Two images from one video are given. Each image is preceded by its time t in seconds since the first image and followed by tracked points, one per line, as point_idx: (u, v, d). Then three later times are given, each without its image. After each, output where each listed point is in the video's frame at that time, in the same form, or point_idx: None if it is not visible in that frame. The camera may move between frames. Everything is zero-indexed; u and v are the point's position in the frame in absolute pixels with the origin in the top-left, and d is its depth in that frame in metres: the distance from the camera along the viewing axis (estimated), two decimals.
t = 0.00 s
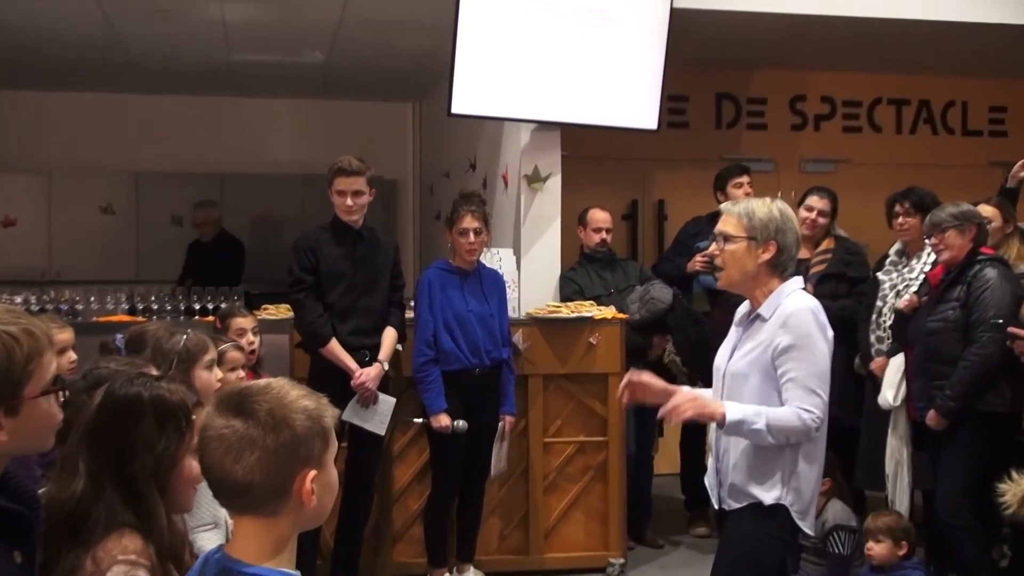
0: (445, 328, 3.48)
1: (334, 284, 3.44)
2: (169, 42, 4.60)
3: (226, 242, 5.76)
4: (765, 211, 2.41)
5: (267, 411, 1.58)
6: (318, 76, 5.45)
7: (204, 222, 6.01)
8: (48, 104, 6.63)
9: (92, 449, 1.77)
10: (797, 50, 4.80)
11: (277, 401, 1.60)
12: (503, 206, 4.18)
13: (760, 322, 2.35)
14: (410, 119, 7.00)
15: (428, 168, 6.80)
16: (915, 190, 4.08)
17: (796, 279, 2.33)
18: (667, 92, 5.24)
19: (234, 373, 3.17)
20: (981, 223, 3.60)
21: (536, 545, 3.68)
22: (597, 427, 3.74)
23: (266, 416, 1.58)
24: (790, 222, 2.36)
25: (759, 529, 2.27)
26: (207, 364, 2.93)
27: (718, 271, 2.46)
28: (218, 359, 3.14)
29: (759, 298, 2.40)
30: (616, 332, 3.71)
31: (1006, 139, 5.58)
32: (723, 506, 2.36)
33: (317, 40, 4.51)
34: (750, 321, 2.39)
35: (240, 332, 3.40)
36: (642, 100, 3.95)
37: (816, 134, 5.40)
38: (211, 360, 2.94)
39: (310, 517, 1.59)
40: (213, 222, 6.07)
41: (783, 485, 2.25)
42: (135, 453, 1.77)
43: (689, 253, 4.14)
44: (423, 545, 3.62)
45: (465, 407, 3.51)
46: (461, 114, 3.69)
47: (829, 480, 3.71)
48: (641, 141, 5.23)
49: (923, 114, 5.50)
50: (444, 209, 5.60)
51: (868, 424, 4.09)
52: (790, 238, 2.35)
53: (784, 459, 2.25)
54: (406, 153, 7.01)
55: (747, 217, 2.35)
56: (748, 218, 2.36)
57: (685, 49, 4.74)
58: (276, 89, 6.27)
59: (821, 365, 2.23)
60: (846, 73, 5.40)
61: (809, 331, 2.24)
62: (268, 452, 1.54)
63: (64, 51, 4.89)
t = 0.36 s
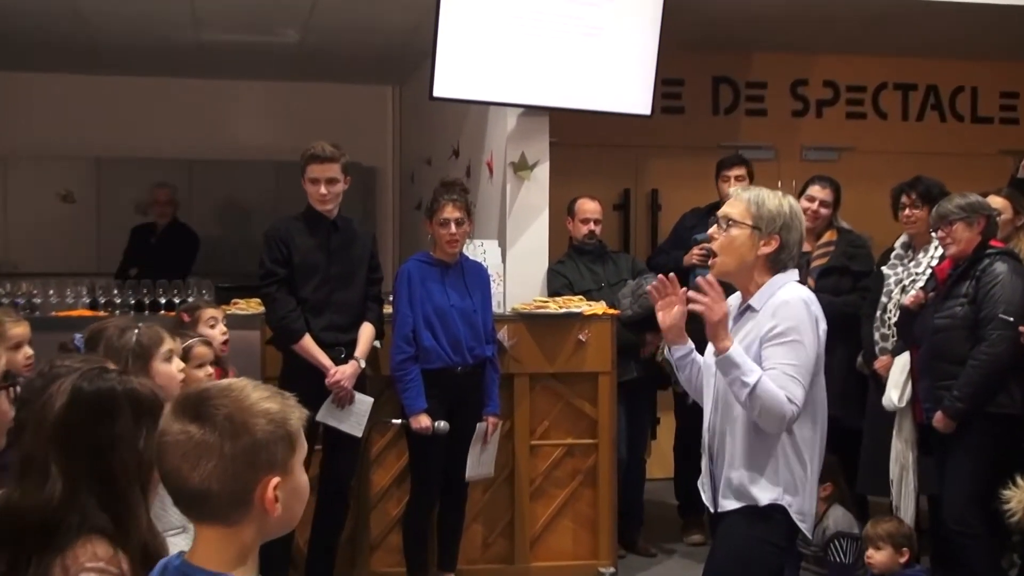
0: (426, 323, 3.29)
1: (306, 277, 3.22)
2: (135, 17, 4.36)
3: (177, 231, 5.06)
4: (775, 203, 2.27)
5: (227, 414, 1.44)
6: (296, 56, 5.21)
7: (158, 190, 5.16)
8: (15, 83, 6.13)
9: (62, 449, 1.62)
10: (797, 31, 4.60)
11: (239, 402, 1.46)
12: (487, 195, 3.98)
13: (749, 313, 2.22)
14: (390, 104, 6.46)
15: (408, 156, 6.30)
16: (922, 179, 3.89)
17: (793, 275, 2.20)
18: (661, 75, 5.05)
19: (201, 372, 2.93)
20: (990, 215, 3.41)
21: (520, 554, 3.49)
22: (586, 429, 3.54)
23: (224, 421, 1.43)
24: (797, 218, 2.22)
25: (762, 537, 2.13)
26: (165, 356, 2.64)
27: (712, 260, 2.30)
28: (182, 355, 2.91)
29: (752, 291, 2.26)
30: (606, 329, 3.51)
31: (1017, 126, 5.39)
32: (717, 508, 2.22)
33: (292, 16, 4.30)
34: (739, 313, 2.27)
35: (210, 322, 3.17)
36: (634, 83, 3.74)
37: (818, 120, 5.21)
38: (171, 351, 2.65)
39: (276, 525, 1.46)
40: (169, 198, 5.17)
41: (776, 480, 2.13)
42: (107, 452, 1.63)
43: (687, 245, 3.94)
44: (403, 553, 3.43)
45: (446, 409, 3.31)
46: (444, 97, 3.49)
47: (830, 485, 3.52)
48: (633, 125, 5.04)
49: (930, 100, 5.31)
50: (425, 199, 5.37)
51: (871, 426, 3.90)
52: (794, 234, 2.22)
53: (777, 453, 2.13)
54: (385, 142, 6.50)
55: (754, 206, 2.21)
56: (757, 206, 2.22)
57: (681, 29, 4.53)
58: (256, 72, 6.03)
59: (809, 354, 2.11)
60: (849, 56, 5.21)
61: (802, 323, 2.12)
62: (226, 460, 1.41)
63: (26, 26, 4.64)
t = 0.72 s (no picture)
0: (401, 320, 3.10)
1: (272, 270, 3.04)
2: None
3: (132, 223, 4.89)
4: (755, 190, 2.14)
5: (184, 415, 1.38)
6: (269, 34, 5.00)
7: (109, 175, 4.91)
8: None
9: (12, 451, 1.56)
10: (793, 9, 4.41)
11: (197, 402, 1.39)
12: (467, 183, 3.79)
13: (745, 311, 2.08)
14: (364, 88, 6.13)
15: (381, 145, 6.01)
16: (923, 167, 3.72)
17: (790, 266, 2.08)
18: (650, 56, 4.86)
19: (165, 372, 2.79)
20: (993, 205, 3.24)
21: (502, 562, 3.32)
22: (572, 431, 3.36)
23: (181, 419, 1.37)
24: (784, 203, 2.10)
25: (749, 543, 2.05)
26: (129, 358, 2.42)
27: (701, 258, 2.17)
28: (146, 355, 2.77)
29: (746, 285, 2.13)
30: (592, 326, 3.34)
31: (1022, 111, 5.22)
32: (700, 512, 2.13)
33: None
34: (733, 310, 2.13)
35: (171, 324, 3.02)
36: (622, 65, 3.55)
37: (815, 104, 5.03)
38: (135, 351, 2.43)
39: (233, 535, 1.39)
40: (121, 183, 4.94)
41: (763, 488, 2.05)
42: (59, 455, 1.57)
43: (679, 236, 3.76)
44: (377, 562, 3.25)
45: (422, 409, 3.13)
46: (419, 80, 3.31)
47: (828, 489, 3.33)
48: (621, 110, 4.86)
49: (933, 83, 5.14)
50: (401, 187, 5.17)
51: (870, 426, 3.73)
52: (785, 220, 2.09)
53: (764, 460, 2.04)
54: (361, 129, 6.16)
55: (736, 197, 2.08)
56: (739, 197, 2.08)
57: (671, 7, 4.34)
58: (232, 54, 5.82)
59: (807, 360, 1.99)
60: (847, 37, 5.03)
61: (800, 320, 1.99)
62: (183, 460, 1.35)
63: None
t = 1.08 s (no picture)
0: (373, 315, 2.92)
1: (231, 260, 2.86)
2: None
3: (60, 212, 4.74)
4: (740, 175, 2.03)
5: (137, 415, 1.39)
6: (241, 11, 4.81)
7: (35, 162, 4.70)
8: None
9: None
10: None
11: (150, 402, 1.41)
12: (442, 169, 3.61)
13: (729, 302, 1.97)
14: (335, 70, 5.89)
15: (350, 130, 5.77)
16: (920, 153, 3.57)
17: (776, 256, 1.98)
18: (635, 36, 4.68)
19: (118, 368, 2.60)
20: (993, 191, 3.07)
21: (479, 569, 3.15)
22: (553, 431, 3.19)
23: (135, 419, 1.38)
24: (770, 187, 1.99)
25: (732, 546, 1.94)
26: (79, 353, 2.16)
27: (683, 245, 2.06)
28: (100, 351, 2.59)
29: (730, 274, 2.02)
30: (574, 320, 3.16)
31: None
32: (684, 514, 2.03)
33: None
34: (716, 301, 2.02)
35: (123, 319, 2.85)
36: (606, 42, 3.39)
37: (808, 87, 4.86)
38: (85, 348, 2.18)
39: (189, 536, 1.40)
40: (51, 169, 4.72)
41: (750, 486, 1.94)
42: None
43: (667, 225, 3.58)
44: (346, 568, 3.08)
45: (394, 408, 2.96)
46: (390, 59, 3.14)
47: (823, 492, 3.17)
48: (606, 92, 4.68)
49: (932, 64, 4.98)
50: (372, 173, 4.97)
51: (866, 424, 3.57)
52: (770, 206, 1.98)
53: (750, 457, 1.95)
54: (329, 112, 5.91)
55: (719, 180, 1.97)
56: (723, 180, 1.97)
57: None
58: (206, 36, 5.62)
59: (795, 351, 1.88)
60: (842, 16, 4.86)
61: (785, 311, 1.88)
62: (137, 461, 1.36)
63: None
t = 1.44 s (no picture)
0: (347, 314, 2.74)
1: (193, 256, 2.69)
2: None
3: None
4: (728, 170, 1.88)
5: (84, 418, 1.33)
6: None
7: None
8: None
9: None
10: None
11: (99, 405, 1.35)
12: (419, 159, 3.44)
13: (720, 303, 1.83)
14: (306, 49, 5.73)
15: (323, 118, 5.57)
16: (920, 143, 3.41)
17: (768, 254, 1.83)
18: (624, 19, 4.51)
19: (79, 369, 2.41)
20: (996, 184, 2.92)
21: None
22: (537, 437, 3.03)
23: (83, 423, 1.33)
24: (760, 181, 1.83)
25: (723, 562, 1.79)
26: (39, 355, 2.07)
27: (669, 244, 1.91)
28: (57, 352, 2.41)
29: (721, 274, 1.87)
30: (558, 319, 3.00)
31: None
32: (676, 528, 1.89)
33: None
34: (709, 303, 1.87)
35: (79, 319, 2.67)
36: (591, 28, 3.26)
37: (806, 72, 4.71)
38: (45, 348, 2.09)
39: (143, 547, 1.34)
40: None
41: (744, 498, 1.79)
42: None
43: (656, 219, 3.42)
44: None
45: (369, 413, 2.79)
46: (365, 43, 2.97)
47: (819, 500, 3.02)
48: (594, 78, 4.51)
49: (936, 49, 4.82)
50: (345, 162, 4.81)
51: (865, 427, 3.42)
52: (761, 201, 1.82)
53: (744, 466, 1.80)
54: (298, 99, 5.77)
55: (705, 175, 1.82)
56: (709, 176, 1.83)
57: None
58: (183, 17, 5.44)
59: (789, 355, 1.73)
60: None
61: (778, 313, 1.73)
62: (84, 466, 1.30)
63: None
